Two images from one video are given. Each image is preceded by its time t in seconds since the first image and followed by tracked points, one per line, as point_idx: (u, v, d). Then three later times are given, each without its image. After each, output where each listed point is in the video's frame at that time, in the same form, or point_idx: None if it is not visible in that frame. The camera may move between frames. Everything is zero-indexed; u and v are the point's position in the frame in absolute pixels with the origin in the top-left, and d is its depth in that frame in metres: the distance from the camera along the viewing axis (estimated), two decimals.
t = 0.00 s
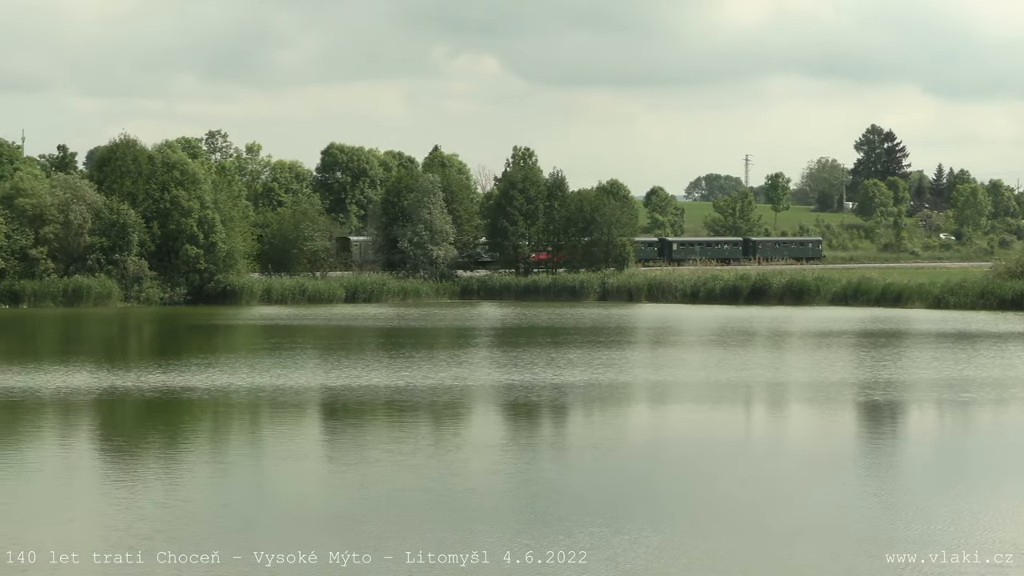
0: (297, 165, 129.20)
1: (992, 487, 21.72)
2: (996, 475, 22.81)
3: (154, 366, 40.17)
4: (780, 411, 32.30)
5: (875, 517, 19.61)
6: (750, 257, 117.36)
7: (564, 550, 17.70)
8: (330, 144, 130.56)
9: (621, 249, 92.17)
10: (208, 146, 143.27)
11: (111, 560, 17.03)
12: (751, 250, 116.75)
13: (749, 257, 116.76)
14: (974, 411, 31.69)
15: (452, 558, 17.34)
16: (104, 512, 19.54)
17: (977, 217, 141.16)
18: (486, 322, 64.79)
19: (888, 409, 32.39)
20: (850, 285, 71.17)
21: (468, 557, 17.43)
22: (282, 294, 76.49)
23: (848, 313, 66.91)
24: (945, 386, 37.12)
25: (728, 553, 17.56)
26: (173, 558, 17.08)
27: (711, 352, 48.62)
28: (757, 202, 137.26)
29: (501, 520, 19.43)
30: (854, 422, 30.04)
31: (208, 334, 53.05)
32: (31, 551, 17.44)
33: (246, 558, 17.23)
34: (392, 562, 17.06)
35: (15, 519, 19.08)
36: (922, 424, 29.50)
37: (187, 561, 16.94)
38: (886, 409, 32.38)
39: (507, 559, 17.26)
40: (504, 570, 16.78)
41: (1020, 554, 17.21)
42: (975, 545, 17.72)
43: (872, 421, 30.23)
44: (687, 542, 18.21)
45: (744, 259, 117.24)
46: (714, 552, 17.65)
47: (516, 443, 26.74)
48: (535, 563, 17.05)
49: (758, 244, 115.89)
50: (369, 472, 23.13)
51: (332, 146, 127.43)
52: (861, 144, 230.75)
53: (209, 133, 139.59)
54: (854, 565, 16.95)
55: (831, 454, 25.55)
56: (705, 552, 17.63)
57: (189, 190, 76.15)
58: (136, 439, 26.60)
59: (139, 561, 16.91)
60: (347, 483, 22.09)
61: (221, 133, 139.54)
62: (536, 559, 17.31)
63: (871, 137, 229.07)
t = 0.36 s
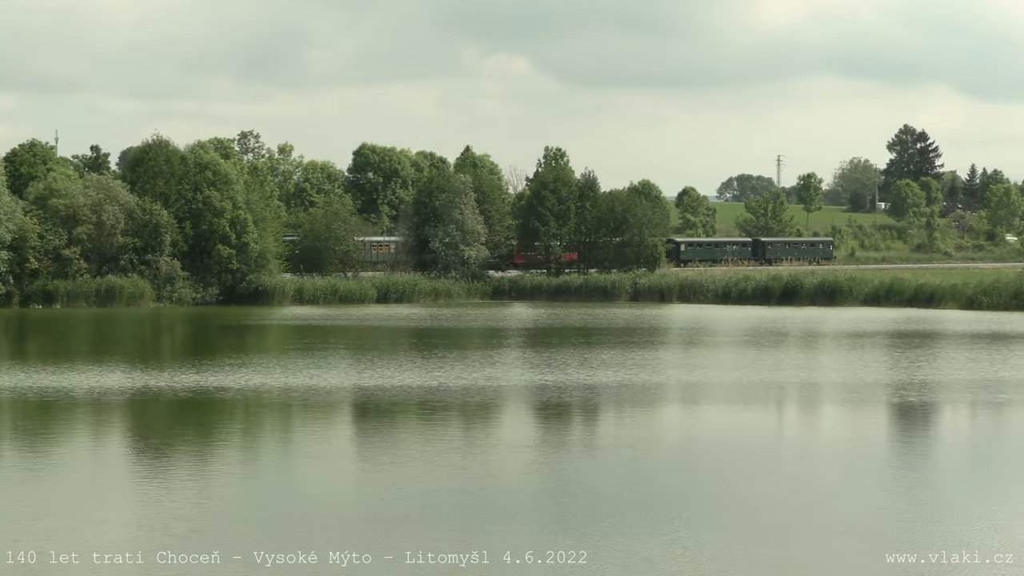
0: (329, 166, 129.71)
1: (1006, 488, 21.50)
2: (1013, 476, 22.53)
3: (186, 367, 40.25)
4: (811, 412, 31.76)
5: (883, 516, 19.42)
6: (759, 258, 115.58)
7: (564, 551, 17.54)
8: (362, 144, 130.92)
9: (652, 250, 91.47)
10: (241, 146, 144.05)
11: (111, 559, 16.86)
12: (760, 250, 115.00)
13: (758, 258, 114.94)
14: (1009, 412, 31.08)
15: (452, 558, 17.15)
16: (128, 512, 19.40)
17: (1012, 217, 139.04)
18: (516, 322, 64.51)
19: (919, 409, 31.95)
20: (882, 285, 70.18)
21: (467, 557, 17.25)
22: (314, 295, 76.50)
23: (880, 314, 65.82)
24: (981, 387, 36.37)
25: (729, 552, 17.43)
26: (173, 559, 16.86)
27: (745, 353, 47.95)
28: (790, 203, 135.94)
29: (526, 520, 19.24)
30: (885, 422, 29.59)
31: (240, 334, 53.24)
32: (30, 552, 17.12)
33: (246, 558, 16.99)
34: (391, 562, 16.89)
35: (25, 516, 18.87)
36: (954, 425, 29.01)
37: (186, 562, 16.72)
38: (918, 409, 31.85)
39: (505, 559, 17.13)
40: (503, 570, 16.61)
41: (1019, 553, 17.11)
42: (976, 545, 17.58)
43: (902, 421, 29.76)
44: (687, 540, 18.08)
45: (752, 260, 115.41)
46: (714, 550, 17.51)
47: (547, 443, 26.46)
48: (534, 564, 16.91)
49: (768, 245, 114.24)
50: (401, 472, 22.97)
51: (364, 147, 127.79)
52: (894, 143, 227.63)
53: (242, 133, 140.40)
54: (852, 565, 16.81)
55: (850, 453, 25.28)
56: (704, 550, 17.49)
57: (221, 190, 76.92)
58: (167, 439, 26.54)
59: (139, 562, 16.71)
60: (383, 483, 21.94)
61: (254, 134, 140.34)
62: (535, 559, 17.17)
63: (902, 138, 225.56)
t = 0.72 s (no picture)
0: (358, 167, 130.20)
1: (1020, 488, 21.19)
2: None
3: (215, 366, 40.45)
4: (840, 414, 31.26)
5: (886, 515, 19.29)
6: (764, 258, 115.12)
7: (564, 551, 17.37)
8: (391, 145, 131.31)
9: (680, 250, 90.81)
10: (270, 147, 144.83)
11: (112, 559, 16.72)
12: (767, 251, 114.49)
13: (764, 258, 114.43)
14: None
15: (452, 558, 16.95)
16: (153, 512, 19.23)
17: None
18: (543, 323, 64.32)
19: (949, 410, 31.48)
20: (911, 286, 69.16)
21: (468, 557, 17.05)
22: (342, 295, 76.47)
23: (911, 315, 64.99)
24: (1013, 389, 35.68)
25: (730, 552, 17.25)
26: (173, 558, 16.73)
27: (774, 354, 47.44)
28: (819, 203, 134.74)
29: (556, 520, 19.03)
30: (914, 423, 29.18)
31: (269, 334, 53.57)
32: (30, 552, 16.91)
33: (247, 558, 16.78)
34: (391, 561, 16.73)
35: (39, 517, 18.69)
36: (982, 426, 28.53)
37: (187, 561, 16.58)
38: (948, 411, 31.30)
39: (505, 559, 16.96)
40: (503, 570, 16.45)
41: (1020, 552, 16.93)
42: (976, 545, 17.43)
43: (930, 423, 29.32)
44: (689, 540, 17.90)
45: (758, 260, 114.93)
46: (714, 550, 17.34)
47: (576, 444, 26.25)
48: (534, 564, 16.75)
49: (775, 246, 113.78)
50: (432, 472, 22.85)
51: (393, 148, 128.18)
52: (924, 144, 225.31)
53: (271, 134, 141.24)
54: (851, 565, 16.67)
55: (867, 453, 25.02)
56: (703, 550, 17.34)
57: (250, 191, 77.40)
58: (195, 439, 26.53)
59: (140, 562, 16.58)
60: (411, 483, 21.79)
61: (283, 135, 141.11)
62: (535, 560, 17.01)
63: (931, 138, 222.67)
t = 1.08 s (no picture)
0: (390, 167, 130.50)
1: None
2: None
3: (248, 366, 40.57)
4: (874, 415, 30.73)
5: (889, 515, 19.14)
6: (774, 259, 113.08)
7: (565, 550, 17.20)
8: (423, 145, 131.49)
9: (712, 250, 90.13)
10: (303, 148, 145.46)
11: (112, 559, 16.56)
12: (776, 252, 112.43)
13: (774, 259, 112.39)
14: None
15: (452, 558, 16.80)
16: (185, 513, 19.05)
17: None
18: (577, 323, 64.04)
19: (983, 411, 30.98)
20: (945, 287, 68.05)
21: (468, 557, 16.88)
22: (375, 295, 76.46)
23: (947, 315, 64.02)
24: None
25: (728, 551, 17.07)
26: (173, 558, 16.63)
27: (808, 354, 46.83)
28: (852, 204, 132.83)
29: (594, 521, 18.79)
30: (946, 424, 28.72)
31: (302, 334, 53.71)
32: (30, 552, 16.71)
33: (246, 558, 16.59)
34: (391, 561, 16.56)
35: (62, 518, 18.46)
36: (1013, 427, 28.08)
37: (186, 562, 16.45)
38: (983, 412, 30.72)
39: (506, 559, 16.79)
40: (502, 570, 16.27)
41: (1020, 553, 16.76)
42: (976, 543, 17.32)
43: (964, 424, 28.80)
44: (693, 539, 17.69)
45: (767, 262, 112.89)
46: (716, 549, 17.15)
47: (609, 444, 26.00)
48: (534, 563, 16.58)
49: (784, 247, 111.72)
50: (463, 472, 22.65)
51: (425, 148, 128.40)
52: (958, 144, 222.51)
53: (303, 134, 141.89)
54: (851, 565, 16.49)
55: (874, 454, 24.81)
56: (705, 549, 17.18)
57: (282, 192, 77.91)
58: (228, 439, 26.48)
59: (140, 562, 16.47)
60: (434, 483, 21.62)
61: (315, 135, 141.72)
62: (535, 559, 16.83)
63: (966, 138, 219.86)
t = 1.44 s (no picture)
0: (423, 168, 130.83)
1: None
2: None
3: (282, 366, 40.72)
4: (908, 416, 30.23)
5: (891, 514, 18.98)
6: (785, 261, 111.32)
7: (564, 551, 17.05)
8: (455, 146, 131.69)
9: (746, 251, 89.33)
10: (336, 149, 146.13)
11: (111, 559, 16.37)
12: (786, 253, 110.70)
13: (784, 260, 110.62)
14: None
15: (452, 558, 16.67)
16: (219, 512, 18.94)
17: None
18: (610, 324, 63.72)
19: (1017, 412, 30.44)
20: (980, 287, 67.74)
21: (468, 557, 16.75)
22: (408, 296, 76.38)
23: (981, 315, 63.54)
24: None
25: (731, 551, 16.88)
26: (172, 559, 16.52)
27: (843, 355, 46.21)
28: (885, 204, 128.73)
29: (625, 522, 18.53)
30: (980, 424, 28.31)
31: (334, 335, 53.89)
32: (30, 551, 16.47)
33: (246, 558, 16.47)
34: (390, 561, 16.42)
35: (89, 518, 18.31)
36: None
37: (186, 562, 16.34)
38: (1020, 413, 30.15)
39: (505, 559, 16.63)
40: (501, 570, 16.13)
41: (1020, 553, 16.61)
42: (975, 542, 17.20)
43: (999, 424, 28.30)
44: (705, 539, 17.52)
45: (778, 263, 111.13)
46: (720, 550, 16.96)
47: (642, 444, 25.74)
48: (532, 563, 16.43)
49: (794, 247, 110.03)
50: (494, 472, 22.51)
51: (458, 149, 128.63)
52: (993, 143, 219.58)
53: (337, 135, 142.54)
54: (853, 565, 16.29)
55: (878, 454, 24.63)
56: (709, 549, 17.00)
57: (316, 192, 78.29)
58: (261, 439, 26.45)
59: (140, 562, 16.32)
60: (454, 483, 21.50)
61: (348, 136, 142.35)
62: (533, 559, 16.68)
63: (1002, 138, 216.76)
